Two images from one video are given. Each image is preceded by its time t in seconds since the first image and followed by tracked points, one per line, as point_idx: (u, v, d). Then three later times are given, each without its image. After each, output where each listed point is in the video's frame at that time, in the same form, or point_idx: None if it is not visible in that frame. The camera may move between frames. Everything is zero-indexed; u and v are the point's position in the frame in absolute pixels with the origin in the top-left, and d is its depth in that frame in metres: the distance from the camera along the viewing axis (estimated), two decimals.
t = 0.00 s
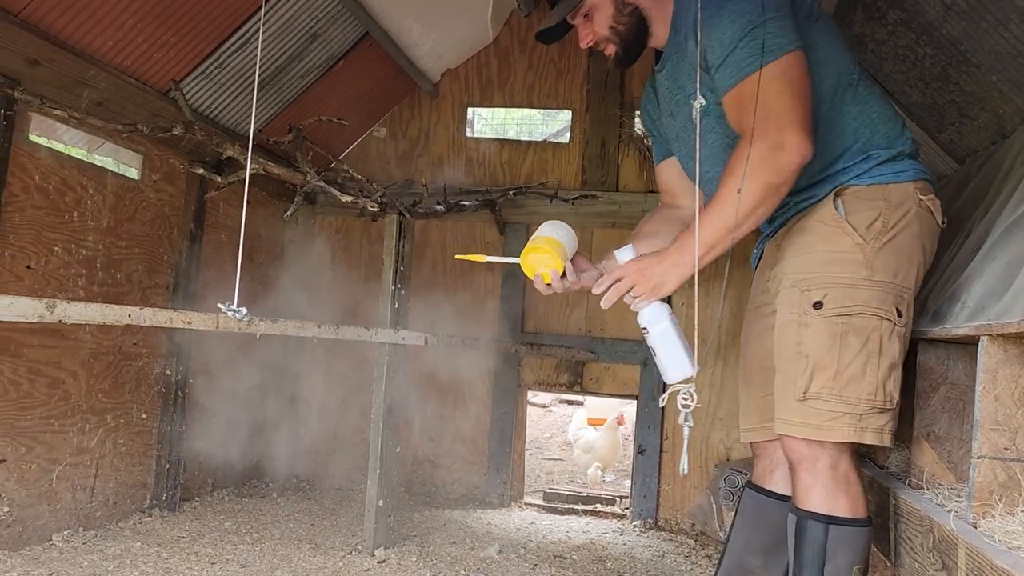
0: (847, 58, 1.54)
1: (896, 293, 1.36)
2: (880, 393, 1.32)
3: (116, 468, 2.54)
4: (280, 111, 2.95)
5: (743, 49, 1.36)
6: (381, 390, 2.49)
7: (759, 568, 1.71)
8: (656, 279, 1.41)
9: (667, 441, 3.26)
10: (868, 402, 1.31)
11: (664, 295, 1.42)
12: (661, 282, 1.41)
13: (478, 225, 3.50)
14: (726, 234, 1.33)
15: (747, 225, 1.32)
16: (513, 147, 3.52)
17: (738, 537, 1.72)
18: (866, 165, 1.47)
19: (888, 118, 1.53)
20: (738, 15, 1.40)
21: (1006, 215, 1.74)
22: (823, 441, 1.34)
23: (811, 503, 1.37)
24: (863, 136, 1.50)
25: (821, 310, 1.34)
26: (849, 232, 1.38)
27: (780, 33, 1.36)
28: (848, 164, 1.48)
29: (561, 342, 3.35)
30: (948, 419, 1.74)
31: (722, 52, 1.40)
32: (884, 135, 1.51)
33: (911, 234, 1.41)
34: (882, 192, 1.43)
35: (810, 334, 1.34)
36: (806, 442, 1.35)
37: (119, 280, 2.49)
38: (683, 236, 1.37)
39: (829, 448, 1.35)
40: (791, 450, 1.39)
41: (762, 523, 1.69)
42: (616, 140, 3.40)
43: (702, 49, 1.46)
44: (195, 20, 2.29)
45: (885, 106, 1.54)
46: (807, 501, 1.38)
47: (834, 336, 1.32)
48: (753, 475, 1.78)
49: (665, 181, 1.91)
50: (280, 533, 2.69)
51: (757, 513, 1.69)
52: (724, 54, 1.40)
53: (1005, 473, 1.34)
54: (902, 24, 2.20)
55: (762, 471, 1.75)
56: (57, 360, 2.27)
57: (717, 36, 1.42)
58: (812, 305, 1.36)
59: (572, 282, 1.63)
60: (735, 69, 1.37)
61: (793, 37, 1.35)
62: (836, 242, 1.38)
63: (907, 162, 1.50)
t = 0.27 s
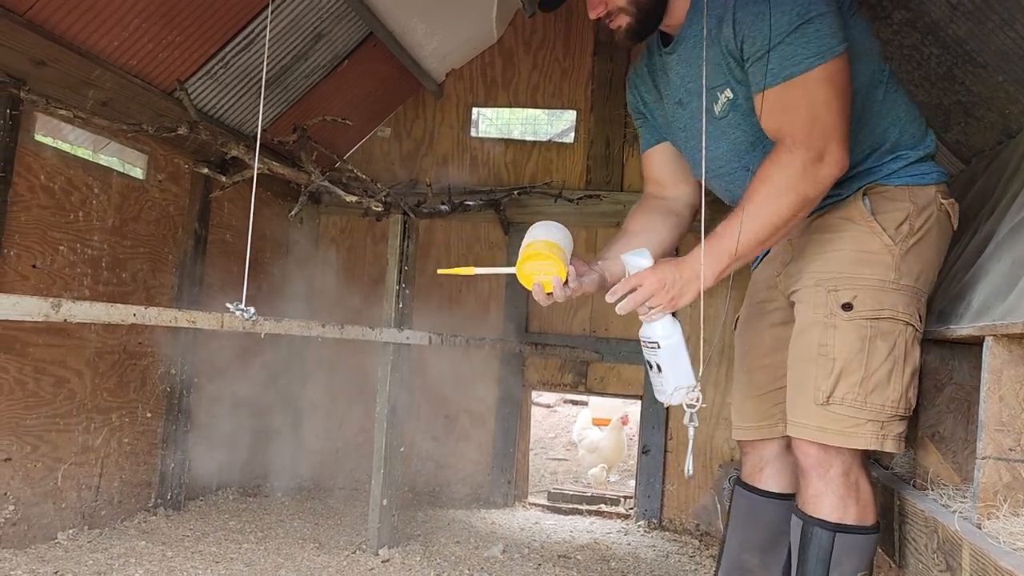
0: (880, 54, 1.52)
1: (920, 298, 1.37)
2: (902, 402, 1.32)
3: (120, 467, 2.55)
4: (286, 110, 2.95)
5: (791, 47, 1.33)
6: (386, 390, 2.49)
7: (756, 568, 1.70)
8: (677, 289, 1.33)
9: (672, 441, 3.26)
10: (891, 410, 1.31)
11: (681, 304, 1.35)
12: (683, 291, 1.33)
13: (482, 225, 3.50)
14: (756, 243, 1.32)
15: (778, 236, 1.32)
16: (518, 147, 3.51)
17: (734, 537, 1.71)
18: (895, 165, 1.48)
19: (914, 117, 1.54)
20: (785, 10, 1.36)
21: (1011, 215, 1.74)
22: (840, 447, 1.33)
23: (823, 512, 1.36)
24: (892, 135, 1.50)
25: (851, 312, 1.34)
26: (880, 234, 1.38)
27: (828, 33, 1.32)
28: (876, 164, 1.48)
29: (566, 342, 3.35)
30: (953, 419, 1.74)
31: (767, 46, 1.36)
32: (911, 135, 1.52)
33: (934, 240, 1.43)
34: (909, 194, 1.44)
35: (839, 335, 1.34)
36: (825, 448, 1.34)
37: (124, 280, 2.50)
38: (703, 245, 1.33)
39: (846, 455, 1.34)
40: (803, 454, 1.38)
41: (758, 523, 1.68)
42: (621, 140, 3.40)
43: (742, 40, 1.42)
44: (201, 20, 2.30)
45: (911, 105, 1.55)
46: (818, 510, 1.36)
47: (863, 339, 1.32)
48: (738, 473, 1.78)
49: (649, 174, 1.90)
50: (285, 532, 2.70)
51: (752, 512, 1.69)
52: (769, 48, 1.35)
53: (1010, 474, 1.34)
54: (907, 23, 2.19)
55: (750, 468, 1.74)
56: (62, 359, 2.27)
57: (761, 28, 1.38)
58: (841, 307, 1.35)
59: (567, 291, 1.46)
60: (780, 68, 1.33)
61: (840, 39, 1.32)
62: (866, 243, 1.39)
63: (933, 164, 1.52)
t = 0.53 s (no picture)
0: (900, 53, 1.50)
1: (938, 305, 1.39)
2: (916, 410, 1.32)
3: (124, 464, 2.56)
4: (288, 108, 2.95)
5: (821, 64, 1.26)
6: (388, 387, 2.49)
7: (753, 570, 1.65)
8: (723, 333, 1.18)
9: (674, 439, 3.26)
10: (906, 416, 1.31)
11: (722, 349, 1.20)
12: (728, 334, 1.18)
13: (485, 223, 3.50)
14: (787, 278, 1.21)
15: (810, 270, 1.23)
16: (521, 145, 3.51)
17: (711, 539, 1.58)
18: (921, 170, 1.49)
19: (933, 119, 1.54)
20: (811, 24, 1.29)
21: (1014, 214, 1.74)
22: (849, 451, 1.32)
23: (828, 519, 1.34)
24: (921, 135, 1.49)
25: (874, 314, 1.34)
26: (906, 237, 1.39)
27: (859, 48, 1.26)
28: (903, 169, 1.48)
29: (568, 339, 3.35)
30: (955, 418, 1.74)
31: (795, 64, 1.29)
32: (933, 137, 1.51)
33: (952, 247, 1.45)
34: (934, 199, 1.46)
35: (859, 337, 1.33)
36: (838, 451, 1.34)
37: (128, 277, 2.50)
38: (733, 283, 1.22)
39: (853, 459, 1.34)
40: (809, 457, 1.37)
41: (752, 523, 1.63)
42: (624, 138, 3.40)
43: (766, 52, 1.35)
44: (204, 18, 2.30)
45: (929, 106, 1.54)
46: (823, 517, 1.35)
47: (884, 342, 1.32)
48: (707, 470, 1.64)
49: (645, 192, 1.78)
50: (288, 529, 2.70)
51: (727, 510, 1.56)
52: (796, 65, 1.29)
53: (1012, 473, 1.34)
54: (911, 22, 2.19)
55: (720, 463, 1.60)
56: (66, 356, 2.28)
57: (786, 44, 1.31)
58: (864, 308, 1.35)
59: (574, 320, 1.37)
60: (808, 87, 1.26)
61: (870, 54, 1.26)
62: (890, 246, 1.39)
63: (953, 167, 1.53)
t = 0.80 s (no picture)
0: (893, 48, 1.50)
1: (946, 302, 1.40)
2: (922, 405, 1.34)
3: (125, 460, 2.56)
4: (289, 105, 2.95)
5: (835, 81, 1.27)
6: (389, 384, 2.49)
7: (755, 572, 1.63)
8: (762, 360, 1.19)
9: (675, 436, 3.26)
10: (913, 411, 1.33)
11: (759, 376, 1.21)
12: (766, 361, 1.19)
13: (486, 220, 3.50)
14: (820, 295, 1.23)
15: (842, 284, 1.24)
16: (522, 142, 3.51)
17: (717, 542, 1.56)
18: (929, 163, 1.48)
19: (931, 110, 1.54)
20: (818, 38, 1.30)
21: (1016, 211, 1.74)
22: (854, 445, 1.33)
23: (830, 514, 1.34)
24: (927, 128, 1.48)
25: (889, 313, 1.34)
26: (920, 234, 1.39)
27: (869, 61, 1.28)
28: (912, 163, 1.47)
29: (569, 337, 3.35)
30: (956, 416, 1.73)
31: (808, 82, 1.30)
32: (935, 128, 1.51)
33: (957, 242, 1.46)
34: (941, 193, 1.46)
35: (874, 335, 1.34)
36: (846, 447, 1.34)
37: (129, 273, 2.50)
38: (770, 303, 1.24)
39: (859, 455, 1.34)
40: (817, 452, 1.37)
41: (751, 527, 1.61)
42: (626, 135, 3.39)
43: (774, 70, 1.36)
44: (205, 15, 2.29)
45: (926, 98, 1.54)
46: (825, 511, 1.34)
47: (897, 340, 1.33)
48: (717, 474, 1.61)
49: (636, 220, 1.77)
50: (289, 525, 2.70)
51: (732, 514, 1.53)
52: (809, 83, 1.30)
53: (1013, 470, 1.34)
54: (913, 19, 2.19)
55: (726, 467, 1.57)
56: (67, 352, 2.28)
57: (795, 61, 1.32)
58: (880, 306, 1.35)
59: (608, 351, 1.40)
60: (824, 103, 1.27)
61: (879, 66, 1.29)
62: (905, 242, 1.39)
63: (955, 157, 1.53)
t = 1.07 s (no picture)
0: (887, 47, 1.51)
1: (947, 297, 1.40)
2: (926, 399, 1.35)
3: (123, 456, 2.56)
4: (288, 101, 2.95)
5: (833, 81, 1.27)
6: (387, 380, 2.49)
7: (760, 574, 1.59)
8: (768, 359, 1.20)
9: (673, 433, 3.26)
10: (918, 407, 1.34)
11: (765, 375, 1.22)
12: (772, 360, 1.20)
13: (485, 216, 3.50)
14: (823, 294, 1.24)
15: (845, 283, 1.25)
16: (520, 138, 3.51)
17: (719, 538, 1.56)
18: (925, 159, 1.48)
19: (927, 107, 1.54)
20: (816, 40, 1.30)
21: (1015, 209, 1.74)
22: (860, 442, 1.34)
23: (834, 509, 1.35)
24: (923, 124, 1.48)
25: (890, 311, 1.34)
26: (917, 230, 1.39)
27: (867, 60, 1.28)
28: (908, 159, 1.47)
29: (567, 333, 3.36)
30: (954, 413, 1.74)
31: (807, 83, 1.30)
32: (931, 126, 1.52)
33: (955, 235, 1.46)
34: (938, 189, 1.45)
35: (875, 333, 1.34)
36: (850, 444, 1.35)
37: (127, 269, 2.50)
38: (774, 303, 1.24)
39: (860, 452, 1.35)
40: (821, 450, 1.38)
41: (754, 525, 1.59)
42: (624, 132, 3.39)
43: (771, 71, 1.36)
44: (205, 10, 2.29)
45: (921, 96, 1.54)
46: (829, 506, 1.36)
47: (899, 337, 1.33)
48: (719, 470, 1.61)
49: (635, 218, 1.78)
50: (287, 521, 2.71)
51: (736, 509, 1.53)
52: (807, 84, 1.30)
53: (1010, 468, 1.34)
54: (913, 16, 2.19)
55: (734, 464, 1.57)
56: (66, 348, 2.28)
57: (793, 62, 1.32)
58: (880, 305, 1.35)
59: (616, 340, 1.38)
60: (823, 103, 1.28)
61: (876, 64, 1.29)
62: (903, 239, 1.39)
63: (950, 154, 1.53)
